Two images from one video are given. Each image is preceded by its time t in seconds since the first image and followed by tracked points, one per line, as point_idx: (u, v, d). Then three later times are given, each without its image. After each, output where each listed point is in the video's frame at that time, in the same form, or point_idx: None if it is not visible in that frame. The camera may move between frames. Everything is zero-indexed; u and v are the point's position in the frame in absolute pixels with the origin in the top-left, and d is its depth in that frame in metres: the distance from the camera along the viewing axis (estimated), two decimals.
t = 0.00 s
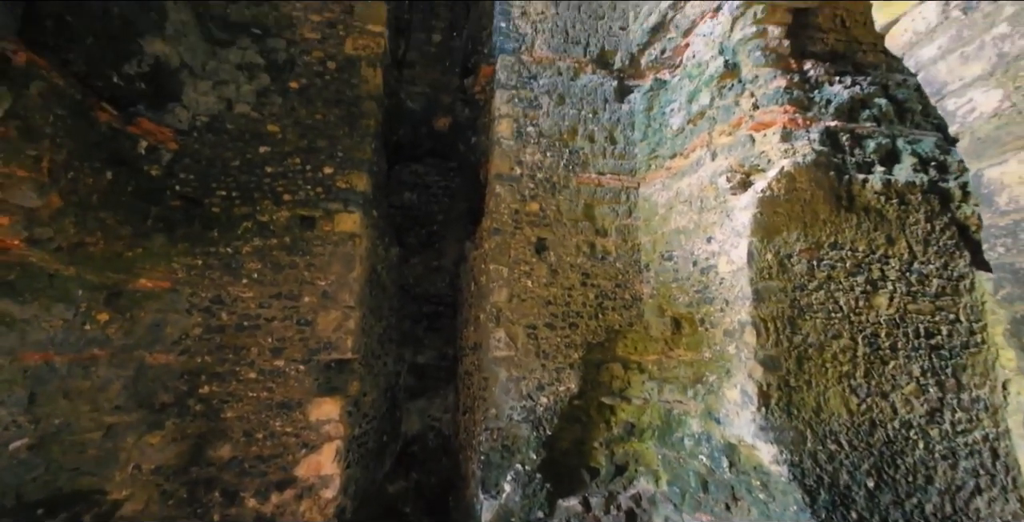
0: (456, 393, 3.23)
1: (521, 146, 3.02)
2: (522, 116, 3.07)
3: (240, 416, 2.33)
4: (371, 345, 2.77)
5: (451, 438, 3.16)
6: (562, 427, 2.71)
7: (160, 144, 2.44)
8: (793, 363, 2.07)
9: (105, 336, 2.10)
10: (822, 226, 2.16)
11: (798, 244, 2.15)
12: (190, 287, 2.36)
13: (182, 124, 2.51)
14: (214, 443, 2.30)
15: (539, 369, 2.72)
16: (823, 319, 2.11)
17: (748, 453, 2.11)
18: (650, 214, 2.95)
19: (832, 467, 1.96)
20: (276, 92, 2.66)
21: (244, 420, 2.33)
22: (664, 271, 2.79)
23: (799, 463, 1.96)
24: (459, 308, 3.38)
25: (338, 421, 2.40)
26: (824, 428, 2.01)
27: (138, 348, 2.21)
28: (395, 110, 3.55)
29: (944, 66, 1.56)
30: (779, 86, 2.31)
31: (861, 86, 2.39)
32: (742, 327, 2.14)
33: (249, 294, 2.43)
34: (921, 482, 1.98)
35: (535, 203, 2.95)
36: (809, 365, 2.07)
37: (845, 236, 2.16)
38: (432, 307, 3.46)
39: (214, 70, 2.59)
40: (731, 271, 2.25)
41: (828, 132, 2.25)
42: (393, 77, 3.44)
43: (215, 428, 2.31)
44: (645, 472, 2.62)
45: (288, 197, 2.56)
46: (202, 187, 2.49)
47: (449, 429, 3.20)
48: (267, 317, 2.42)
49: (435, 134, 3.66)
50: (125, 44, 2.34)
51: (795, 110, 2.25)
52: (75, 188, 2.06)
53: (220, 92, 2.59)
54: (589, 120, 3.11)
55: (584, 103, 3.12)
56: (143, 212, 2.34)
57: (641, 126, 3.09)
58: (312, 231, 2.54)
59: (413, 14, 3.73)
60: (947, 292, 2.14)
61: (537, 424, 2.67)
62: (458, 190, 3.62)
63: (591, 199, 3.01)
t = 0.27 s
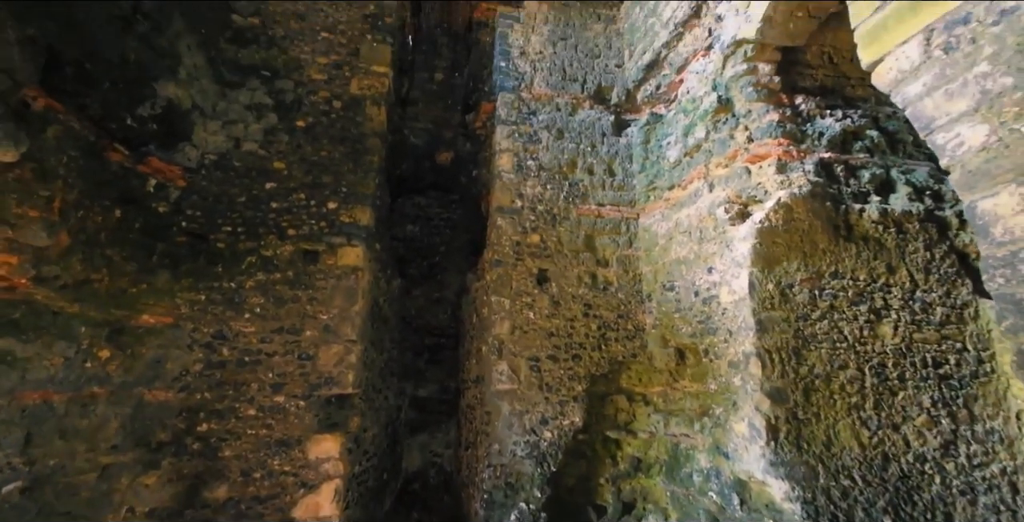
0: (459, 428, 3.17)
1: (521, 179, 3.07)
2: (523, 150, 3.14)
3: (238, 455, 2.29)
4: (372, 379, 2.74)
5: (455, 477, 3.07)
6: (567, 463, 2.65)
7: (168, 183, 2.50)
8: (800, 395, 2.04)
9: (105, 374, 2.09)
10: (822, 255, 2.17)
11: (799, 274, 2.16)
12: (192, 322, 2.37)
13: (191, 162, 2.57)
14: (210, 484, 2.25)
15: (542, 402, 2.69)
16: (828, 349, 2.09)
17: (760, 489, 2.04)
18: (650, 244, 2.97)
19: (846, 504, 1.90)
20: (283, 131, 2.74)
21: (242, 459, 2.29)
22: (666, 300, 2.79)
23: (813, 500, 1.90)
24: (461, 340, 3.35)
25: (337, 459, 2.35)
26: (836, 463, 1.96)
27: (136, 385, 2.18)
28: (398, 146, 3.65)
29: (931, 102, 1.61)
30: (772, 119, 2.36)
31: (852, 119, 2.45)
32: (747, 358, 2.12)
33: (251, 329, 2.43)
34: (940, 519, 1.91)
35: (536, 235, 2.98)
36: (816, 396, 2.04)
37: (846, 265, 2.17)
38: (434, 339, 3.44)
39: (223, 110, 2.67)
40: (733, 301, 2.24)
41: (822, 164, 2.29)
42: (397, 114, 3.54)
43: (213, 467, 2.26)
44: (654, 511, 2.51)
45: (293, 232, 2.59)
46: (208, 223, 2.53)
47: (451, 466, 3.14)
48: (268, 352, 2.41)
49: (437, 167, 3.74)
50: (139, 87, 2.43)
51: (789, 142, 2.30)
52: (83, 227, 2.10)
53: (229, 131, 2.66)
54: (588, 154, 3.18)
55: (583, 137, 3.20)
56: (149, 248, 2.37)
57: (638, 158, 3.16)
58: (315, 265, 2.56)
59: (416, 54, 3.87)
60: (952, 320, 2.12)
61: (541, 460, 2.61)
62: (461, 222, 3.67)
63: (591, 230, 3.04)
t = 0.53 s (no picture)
0: (460, 453, 3.12)
1: (521, 201, 3.10)
2: (522, 172, 3.18)
3: (235, 483, 2.26)
4: (372, 403, 2.71)
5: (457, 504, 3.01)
6: (571, 488, 2.60)
7: (172, 208, 2.53)
8: (807, 416, 2.01)
9: (102, 401, 2.06)
10: (823, 274, 2.17)
11: (800, 293, 2.15)
12: (192, 347, 2.36)
13: (195, 189, 2.61)
14: (205, 514, 2.21)
15: (545, 426, 2.65)
16: (833, 370, 2.07)
17: (769, 515, 1.98)
18: (651, 264, 2.98)
19: None
20: (286, 156, 2.79)
21: (238, 488, 2.26)
22: (668, 321, 2.78)
23: None
24: (462, 363, 3.32)
25: (336, 487, 2.30)
26: (846, 487, 1.92)
27: (134, 412, 2.16)
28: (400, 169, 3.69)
29: (923, 125, 1.63)
30: (767, 141, 2.40)
31: (846, 140, 2.49)
32: (751, 380, 2.09)
33: (251, 354, 2.42)
34: None
35: (536, 256, 2.99)
36: (823, 418, 2.01)
37: (847, 284, 2.17)
38: (434, 361, 3.41)
39: (228, 136, 2.72)
40: (735, 321, 2.23)
41: (818, 184, 2.31)
42: (399, 139, 3.60)
43: (210, 496, 2.23)
44: None
45: (294, 256, 2.61)
46: (210, 248, 2.54)
47: (452, 493, 3.09)
48: (268, 377, 2.39)
49: (438, 190, 3.77)
50: (145, 117, 2.41)
51: (785, 163, 2.33)
52: (87, 253, 2.12)
53: (233, 157, 2.71)
54: (587, 176, 3.22)
55: (582, 159, 3.25)
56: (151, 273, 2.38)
57: (637, 180, 3.20)
58: (316, 288, 2.57)
59: (417, 81, 3.97)
60: (956, 339, 2.11)
61: (544, 487, 2.55)
62: (462, 243, 3.70)
63: (591, 251, 3.05)
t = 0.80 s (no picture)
0: (461, 479, 3.05)
1: (521, 223, 3.12)
2: (521, 194, 3.21)
3: (229, 513, 2.20)
4: (371, 429, 2.66)
5: None
6: (575, 515, 2.53)
7: (173, 232, 2.55)
8: (814, 438, 1.97)
9: (96, 429, 2.06)
10: (824, 293, 2.17)
11: (802, 312, 2.14)
12: (189, 373, 2.34)
13: (196, 213, 2.63)
14: None
15: (547, 451, 2.59)
16: (838, 389, 2.04)
17: None
18: (651, 284, 2.98)
19: None
20: (288, 180, 2.82)
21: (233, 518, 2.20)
22: (670, 341, 2.75)
23: None
24: (462, 386, 3.28)
25: (334, 517, 2.25)
26: (857, 511, 1.87)
27: (128, 440, 2.14)
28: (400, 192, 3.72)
29: (916, 143, 1.64)
30: (763, 162, 2.43)
31: (840, 159, 2.53)
32: (756, 401, 2.06)
33: (248, 378, 2.39)
34: None
35: (536, 277, 2.99)
36: (831, 439, 1.97)
37: (848, 302, 2.16)
38: (434, 384, 3.37)
39: (230, 161, 2.76)
40: (737, 341, 2.21)
41: (815, 202, 2.33)
42: (399, 162, 3.64)
43: None
44: None
45: (294, 279, 2.60)
46: (210, 272, 2.54)
47: None
48: (265, 402, 2.36)
49: (437, 212, 3.80)
50: (149, 143, 2.39)
51: (782, 182, 2.35)
52: (87, 279, 2.12)
53: (235, 181, 2.74)
54: (586, 197, 3.25)
55: (580, 181, 3.28)
56: (150, 297, 2.38)
57: (635, 200, 3.22)
58: (315, 312, 2.55)
59: (417, 105, 4.03)
60: (962, 357, 2.09)
61: (547, 514, 2.48)
62: (461, 265, 3.70)
63: (591, 272, 3.05)
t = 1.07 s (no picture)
0: (461, 504, 2.98)
1: (520, 242, 3.13)
2: (520, 213, 3.22)
3: None
4: (368, 452, 2.61)
5: None
6: None
7: (172, 254, 2.54)
8: (821, 459, 1.93)
9: (88, 454, 2.01)
10: (825, 310, 2.16)
11: (803, 329, 2.13)
12: (184, 396, 2.31)
13: (196, 234, 2.64)
14: None
15: (548, 474, 2.54)
16: (844, 408, 2.01)
17: None
18: (652, 302, 2.96)
19: None
20: (288, 201, 2.83)
21: None
22: (671, 360, 2.73)
23: None
24: (462, 407, 3.23)
25: None
26: None
27: (121, 465, 2.10)
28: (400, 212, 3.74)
29: (910, 161, 1.66)
30: (760, 180, 2.45)
31: (836, 177, 2.55)
32: (760, 421, 2.03)
33: (245, 401, 2.35)
34: None
35: (536, 296, 2.98)
36: (838, 460, 1.93)
37: (850, 319, 2.15)
38: (434, 406, 3.32)
39: (231, 183, 2.78)
40: (739, 359, 2.19)
41: (813, 220, 2.34)
42: (399, 183, 3.67)
43: None
44: None
45: (292, 299, 2.59)
46: (209, 293, 2.54)
47: None
48: (261, 425, 2.32)
49: (437, 232, 3.82)
50: (152, 165, 2.40)
51: (779, 200, 2.37)
52: (86, 300, 2.11)
53: (235, 203, 2.76)
54: (584, 215, 3.26)
55: (579, 200, 3.30)
56: (147, 319, 2.36)
57: (634, 218, 3.24)
58: (314, 332, 2.54)
59: (417, 127, 4.07)
60: (967, 374, 2.06)
61: None
62: (461, 284, 3.69)
63: (591, 290, 3.04)
